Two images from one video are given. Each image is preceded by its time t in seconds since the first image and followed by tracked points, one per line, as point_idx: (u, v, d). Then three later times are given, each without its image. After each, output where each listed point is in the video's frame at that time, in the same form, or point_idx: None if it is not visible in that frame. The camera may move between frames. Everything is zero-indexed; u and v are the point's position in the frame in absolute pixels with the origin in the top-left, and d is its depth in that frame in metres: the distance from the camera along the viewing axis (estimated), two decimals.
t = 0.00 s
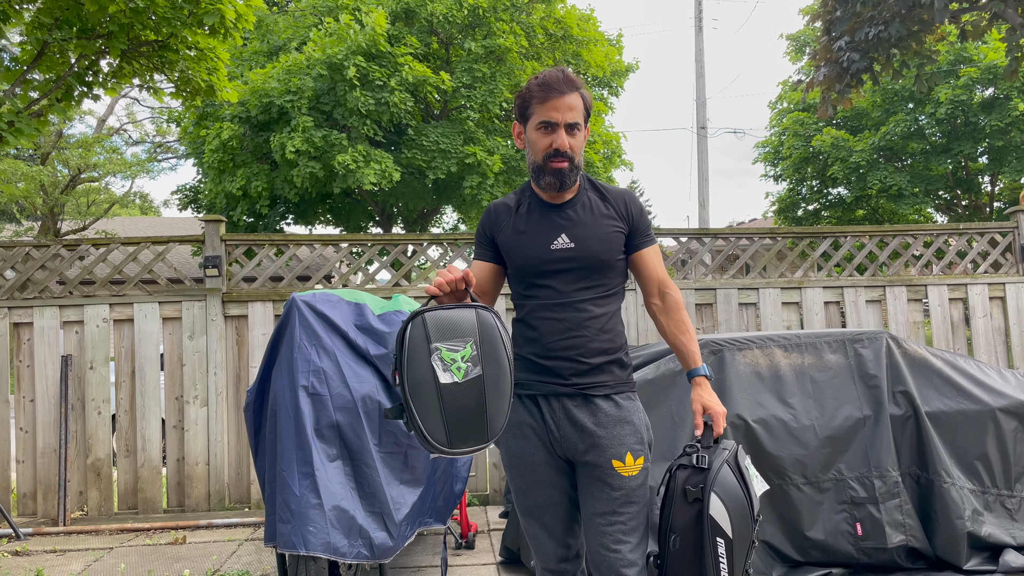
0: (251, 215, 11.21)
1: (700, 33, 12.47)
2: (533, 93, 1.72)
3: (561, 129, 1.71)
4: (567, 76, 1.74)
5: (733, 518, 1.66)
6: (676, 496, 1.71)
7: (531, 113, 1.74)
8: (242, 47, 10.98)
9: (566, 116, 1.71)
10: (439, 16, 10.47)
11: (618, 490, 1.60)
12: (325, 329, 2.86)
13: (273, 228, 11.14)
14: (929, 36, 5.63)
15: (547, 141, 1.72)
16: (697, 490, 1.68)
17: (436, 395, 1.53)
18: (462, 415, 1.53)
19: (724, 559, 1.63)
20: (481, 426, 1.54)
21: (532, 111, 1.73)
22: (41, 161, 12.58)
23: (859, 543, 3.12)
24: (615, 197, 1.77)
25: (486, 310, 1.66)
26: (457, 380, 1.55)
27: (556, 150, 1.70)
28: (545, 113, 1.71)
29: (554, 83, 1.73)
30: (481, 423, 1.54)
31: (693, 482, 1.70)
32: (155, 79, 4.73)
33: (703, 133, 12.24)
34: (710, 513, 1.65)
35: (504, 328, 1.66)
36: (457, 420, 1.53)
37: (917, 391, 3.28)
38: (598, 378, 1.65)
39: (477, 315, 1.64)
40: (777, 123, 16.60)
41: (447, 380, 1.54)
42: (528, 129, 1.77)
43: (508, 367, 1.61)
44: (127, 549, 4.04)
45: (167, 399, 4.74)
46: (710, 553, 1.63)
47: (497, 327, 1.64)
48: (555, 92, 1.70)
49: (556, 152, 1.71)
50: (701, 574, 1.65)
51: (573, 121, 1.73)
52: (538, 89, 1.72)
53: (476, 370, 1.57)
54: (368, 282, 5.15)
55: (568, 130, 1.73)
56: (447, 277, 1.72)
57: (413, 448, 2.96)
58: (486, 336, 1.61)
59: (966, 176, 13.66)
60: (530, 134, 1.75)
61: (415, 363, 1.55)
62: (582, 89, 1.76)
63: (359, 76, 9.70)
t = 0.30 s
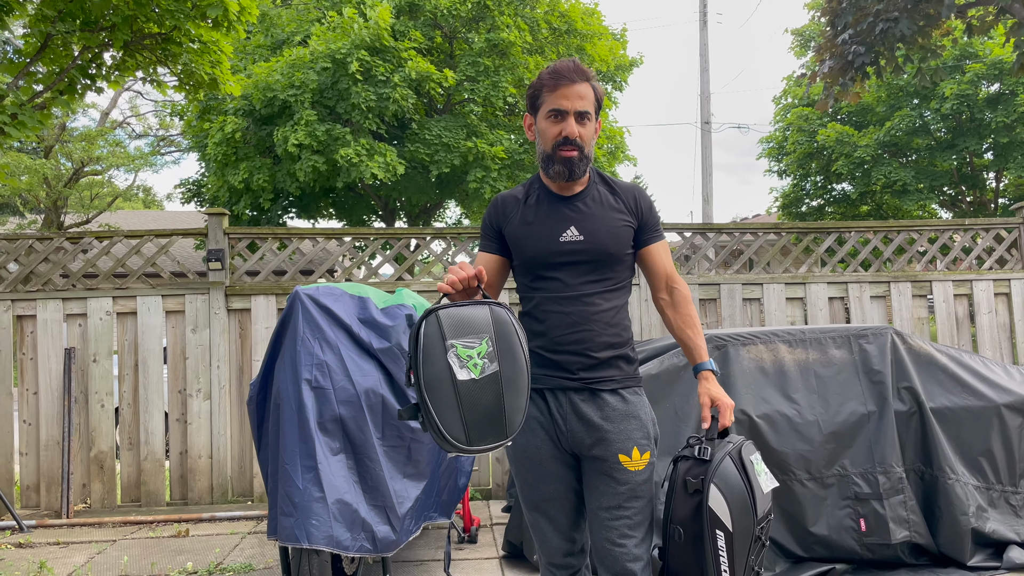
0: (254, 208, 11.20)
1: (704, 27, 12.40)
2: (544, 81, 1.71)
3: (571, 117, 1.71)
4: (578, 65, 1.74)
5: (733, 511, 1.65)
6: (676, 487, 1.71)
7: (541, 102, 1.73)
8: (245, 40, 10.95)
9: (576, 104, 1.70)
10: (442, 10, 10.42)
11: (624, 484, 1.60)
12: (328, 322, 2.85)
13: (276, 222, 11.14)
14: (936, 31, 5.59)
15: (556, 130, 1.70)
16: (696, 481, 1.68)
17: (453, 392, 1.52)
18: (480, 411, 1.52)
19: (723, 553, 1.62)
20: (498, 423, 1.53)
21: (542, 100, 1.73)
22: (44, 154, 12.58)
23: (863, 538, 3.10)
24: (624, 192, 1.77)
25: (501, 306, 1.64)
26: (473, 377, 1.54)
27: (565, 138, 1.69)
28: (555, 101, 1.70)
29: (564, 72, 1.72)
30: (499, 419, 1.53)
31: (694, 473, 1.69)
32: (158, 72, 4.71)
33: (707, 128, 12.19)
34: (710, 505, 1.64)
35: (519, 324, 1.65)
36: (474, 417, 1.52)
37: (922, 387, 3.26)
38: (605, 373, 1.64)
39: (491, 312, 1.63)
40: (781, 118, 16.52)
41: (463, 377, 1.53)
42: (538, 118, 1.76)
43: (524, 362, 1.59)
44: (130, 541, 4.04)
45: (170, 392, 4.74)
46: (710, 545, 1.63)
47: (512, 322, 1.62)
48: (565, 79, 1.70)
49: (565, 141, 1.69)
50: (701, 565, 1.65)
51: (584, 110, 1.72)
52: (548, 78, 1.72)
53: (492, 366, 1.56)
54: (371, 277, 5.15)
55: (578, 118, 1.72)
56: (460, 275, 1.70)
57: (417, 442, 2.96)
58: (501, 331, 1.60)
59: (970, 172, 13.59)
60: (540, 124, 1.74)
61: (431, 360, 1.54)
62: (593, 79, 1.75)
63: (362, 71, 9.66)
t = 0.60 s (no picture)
0: (256, 202, 11.21)
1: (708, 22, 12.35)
2: (564, 75, 1.71)
3: (589, 112, 1.70)
4: (599, 60, 1.73)
5: (708, 415, 1.45)
6: (660, 391, 1.59)
7: (561, 95, 1.73)
8: (248, 34, 10.94)
9: (596, 99, 1.70)
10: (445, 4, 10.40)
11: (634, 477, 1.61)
12: (333, 316, 2.85)
13: (278, 216, 11.14)
14: (941, 26, 5.56)
15: (575, 125, 1.70)
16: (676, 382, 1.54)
17: (462, 491, 1.50)
18: (488, 511, 1.49)
19: (691, 457, 1.45)
20: (506, 525, 1.49)
21: (562, 94, 1.72)
22: (47, 148, 12.59)
23: (866, 533, 3.10)
24: (640, 189, 1.78)
25: (520, 402, 1.59)
26: (483, 475, 1.51)
27: (584, 134, 1.69)
28: (575, 95, 1.71)
29: (585, 67, 1.71)
30: (507, 521, 1.49)
31: (678, 376, 1.57)
32: (162, 66, 4.71)
33: (711, 123, 12.14)
34: (681, 406, 1.48)
35: (537, 420, 1.59)
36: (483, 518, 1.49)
37: (926, 382, 3.25)
38: (617, 367, 1.66)
39: (508, 407, 1.58)
40: (785, 113, 16.46)
41: (472, 475, 1.51)
42: (557, 112, 1.76)
43: (538, 463, 1.53)
44: (134, 533, 4.06)
45: (174, 385, 4.75)
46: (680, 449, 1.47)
47: (529, 420, 1.57)
48: (585, 74, 1.70)
49: (584, 137, 1.69)
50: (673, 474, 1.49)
51: (603, 105, 1.71)
52: (569, 71, 1.71)
53: (502, 464, 1.51)
54: (375, 271, 5.15)
55: (596, 113, 1.71)
56: (479, 372, 1.54)
57: (420, 435, 2.96)
58: (514, 428, 1.55)
59: (974, 168, 13.53)
60: (559, 117, 1.74)
61: (445, 457, 1.53)
62: (614, 75, 1.75)
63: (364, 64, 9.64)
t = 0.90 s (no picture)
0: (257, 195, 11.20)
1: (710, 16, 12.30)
2: (573, 64, 1.70)
3: (598, 102, 1.69)
4: (608, 49, 1.72)
5: (660, 282, 1.51)
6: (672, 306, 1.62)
7: (569, 85, 1.72)
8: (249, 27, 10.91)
9: (604, 88, 1.69)
10: None
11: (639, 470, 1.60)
12: (333, 309, 2.85)
13: (279, 210, 11.13)
14: (944, 19, 5.53)
15: (582, 114, 1.69)
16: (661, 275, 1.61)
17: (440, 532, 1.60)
18: (457, 557, 1.56)
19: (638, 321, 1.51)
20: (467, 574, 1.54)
21: (570, 83, 1.72)
22: (48, 141, 12.58)
23: (865, 527, 3.11)
24: (646, 180, 1.77)
25: (502, 458, 1.60)
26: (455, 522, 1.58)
27: (591, 123, 1.68)
28: (583, 85, 1.69)
29: (594, 56, 1.71)
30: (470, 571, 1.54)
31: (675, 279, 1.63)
32: (163, 58, 4.69)
33: (712, 117, 12.11)
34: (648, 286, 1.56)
35: (517, 478, 1.59)
36: (452, 561, 1.57)
37: (926, 375, 3.25)
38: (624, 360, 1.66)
39: (490, 461, 1.61)
40: (787, 107, 16.41)
41: (447, 520, 1.59)
42: (565, 101, 1.74)
43: (505, 522, 1.54)
44: (136, 526, 4.08)
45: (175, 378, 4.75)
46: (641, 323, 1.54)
47: (506, 478, 1.57)
48: (594, 63, 1.69)
49: (590, 126, 1.68)
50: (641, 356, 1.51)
51: (612, 95, 1.70)
52: (578, 60, 1.71)
53: (472, 516, 1.56)
54: (376, 264, 5.15)
55: (605, 103, 1.70)
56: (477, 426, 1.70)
57: (421, 428, 2.97)
58: (487, 484, 1.57)
59: (976, 162, 13.49)
60: (566, 107, 1.73)
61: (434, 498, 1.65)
62: (623, 64, 1.73)
63: (365, 57, 9.62)
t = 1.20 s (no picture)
0: (255, 189, 11.17)
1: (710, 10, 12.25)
2: (574, 51, 1.68)
3: (597, 91, 1.68)
4: (610, 37, 1.70)
5: (653, 288, 1.47)
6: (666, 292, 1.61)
7: (569, 73, 1.70)
8: (247, 20, 10.86)
9: (605, 77, 1.67)
10: None
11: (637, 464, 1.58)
12: (331, 303, 2.84)
13: (278, 204, 11.10)
14: (945, 12, 5.50)
15: (582, 103, 1.68)
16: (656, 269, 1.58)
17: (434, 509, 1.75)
18: (442, 534, 1.70)
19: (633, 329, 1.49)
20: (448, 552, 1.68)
21: (570, 71, 1.70)
22: (46, 135, 12.53)
23: (864, 521, 3.08)
24: (646, 170, 1.75)
25: (484, 454, 1.68)
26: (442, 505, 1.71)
27: (590, 113, 1.66)
28: (583, 73, 1.67)
29: (596, 43, 1.69)
30: (450, 550, 1.68)
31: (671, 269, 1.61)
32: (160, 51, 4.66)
33: (712, 111, 12.06)
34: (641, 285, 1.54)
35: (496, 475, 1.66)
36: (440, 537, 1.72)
37: (926, 369, 3.25)
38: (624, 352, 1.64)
39: (473, 456, 1.69)
40: (786, 101, 16.37)
41: (438, 500, 1.73)
42: (564, 89, 1.73)
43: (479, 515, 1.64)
44: (134, 520, 4.07)
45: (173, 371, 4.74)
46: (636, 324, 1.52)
47: (483, 474, 1.66)
48: (595, 51, 1.67)
49: (590, 116, 1.67)
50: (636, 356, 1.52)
51: (612, 84, 1.68)
52: (579, 47, 1.69)
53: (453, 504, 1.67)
54: (374, 258, 5.13)
55: (605, 92, 1.68)
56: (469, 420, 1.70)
57: (419, 422, 2.96)
58: (467, 478, 1.67)
59: (976, 156, 13.44)
60: (566, 95, 1.72)
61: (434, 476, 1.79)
62: (625, 52, 1.71)
63: (363, 50, 9.58)
